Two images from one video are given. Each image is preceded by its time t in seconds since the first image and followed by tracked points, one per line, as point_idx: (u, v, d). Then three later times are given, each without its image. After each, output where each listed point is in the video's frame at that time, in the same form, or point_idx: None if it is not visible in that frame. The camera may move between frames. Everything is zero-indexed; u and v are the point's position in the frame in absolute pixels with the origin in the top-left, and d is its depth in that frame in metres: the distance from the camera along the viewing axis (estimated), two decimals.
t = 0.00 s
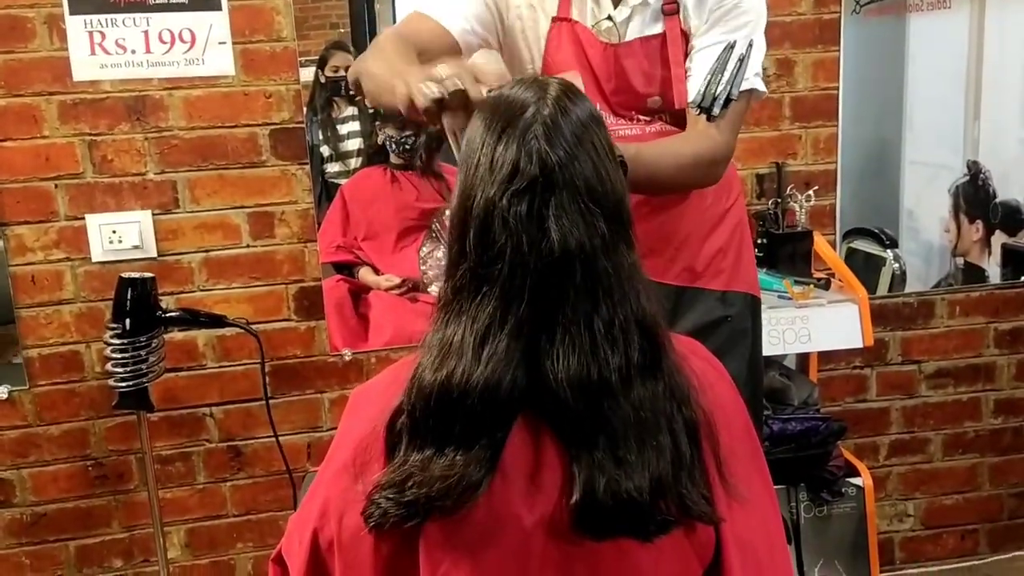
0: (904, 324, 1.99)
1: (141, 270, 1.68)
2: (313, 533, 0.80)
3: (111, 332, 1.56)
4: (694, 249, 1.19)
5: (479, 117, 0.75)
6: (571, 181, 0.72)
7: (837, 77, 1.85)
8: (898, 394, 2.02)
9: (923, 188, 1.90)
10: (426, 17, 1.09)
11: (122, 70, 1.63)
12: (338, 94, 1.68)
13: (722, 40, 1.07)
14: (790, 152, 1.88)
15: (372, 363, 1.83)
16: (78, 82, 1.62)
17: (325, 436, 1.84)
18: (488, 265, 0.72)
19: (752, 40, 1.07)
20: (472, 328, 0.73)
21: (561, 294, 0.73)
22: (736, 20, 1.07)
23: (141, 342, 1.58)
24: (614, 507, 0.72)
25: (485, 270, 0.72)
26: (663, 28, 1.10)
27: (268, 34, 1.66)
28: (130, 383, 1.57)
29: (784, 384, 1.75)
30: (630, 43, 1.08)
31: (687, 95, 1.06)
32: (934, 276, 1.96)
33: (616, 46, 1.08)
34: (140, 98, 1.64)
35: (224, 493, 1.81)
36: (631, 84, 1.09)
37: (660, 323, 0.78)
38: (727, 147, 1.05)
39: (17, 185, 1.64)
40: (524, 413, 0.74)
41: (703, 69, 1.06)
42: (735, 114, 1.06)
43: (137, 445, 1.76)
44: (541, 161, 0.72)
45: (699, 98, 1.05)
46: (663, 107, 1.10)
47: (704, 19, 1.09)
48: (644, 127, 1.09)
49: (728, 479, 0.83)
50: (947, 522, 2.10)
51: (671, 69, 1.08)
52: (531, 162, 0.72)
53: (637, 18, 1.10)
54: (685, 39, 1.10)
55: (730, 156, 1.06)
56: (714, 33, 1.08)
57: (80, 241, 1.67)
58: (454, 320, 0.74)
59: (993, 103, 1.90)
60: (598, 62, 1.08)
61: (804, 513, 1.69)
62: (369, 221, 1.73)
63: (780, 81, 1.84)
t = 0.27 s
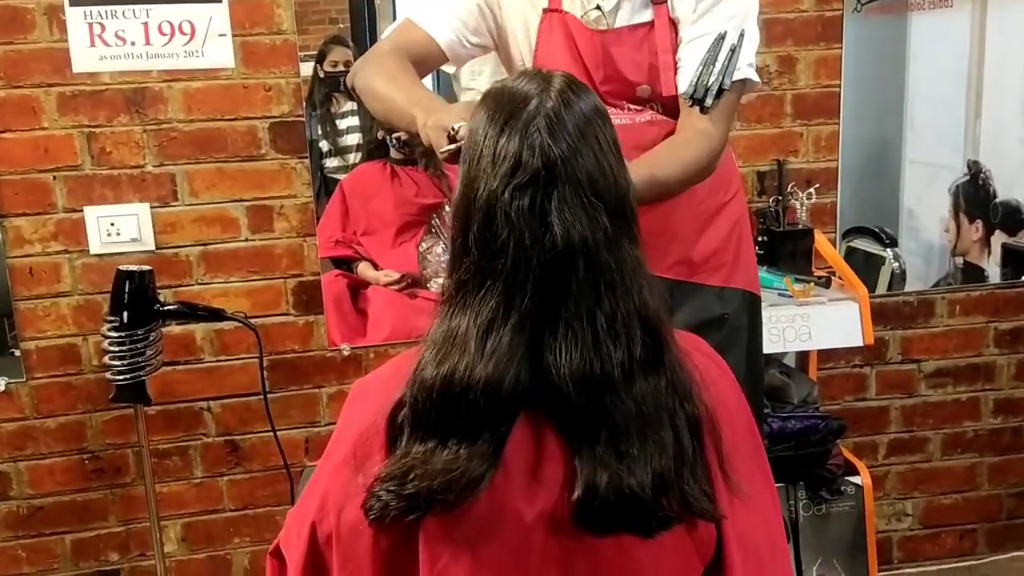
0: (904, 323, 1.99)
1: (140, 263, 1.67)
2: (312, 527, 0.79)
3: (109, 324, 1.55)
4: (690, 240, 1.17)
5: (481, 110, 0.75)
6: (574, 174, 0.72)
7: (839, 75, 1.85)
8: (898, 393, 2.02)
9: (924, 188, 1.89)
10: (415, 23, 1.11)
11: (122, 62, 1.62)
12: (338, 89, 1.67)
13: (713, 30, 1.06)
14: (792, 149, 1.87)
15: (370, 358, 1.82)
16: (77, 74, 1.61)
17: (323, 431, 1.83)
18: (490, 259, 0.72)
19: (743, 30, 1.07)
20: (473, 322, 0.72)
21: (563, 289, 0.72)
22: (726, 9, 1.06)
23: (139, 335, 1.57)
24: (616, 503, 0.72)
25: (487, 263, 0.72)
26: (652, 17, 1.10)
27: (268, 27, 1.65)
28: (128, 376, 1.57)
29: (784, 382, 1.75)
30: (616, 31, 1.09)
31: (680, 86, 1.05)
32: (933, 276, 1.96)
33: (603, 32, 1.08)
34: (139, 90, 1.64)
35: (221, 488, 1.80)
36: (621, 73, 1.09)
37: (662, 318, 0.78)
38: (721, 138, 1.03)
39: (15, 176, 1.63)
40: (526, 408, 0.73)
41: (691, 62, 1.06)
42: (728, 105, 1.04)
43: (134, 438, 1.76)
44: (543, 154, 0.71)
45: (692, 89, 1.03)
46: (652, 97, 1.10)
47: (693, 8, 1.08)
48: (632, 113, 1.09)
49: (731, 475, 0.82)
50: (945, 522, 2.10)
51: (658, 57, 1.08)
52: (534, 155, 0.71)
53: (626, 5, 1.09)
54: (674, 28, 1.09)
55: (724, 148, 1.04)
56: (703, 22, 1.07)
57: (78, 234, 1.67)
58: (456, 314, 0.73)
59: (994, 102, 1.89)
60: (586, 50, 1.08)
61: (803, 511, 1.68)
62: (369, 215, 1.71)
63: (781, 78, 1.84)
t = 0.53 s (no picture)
0: (904, 325, 1.98)
1: (138, 259, 1.66)
2: (313, 531, 0.78)
3: (107, 320, 1.54)
4: (685, 236, 1.16)
5: (478, 110, 0.73)
6: (571, 179, 0.70)
7: (841, 74, 1.84)
8: (897, 394, 2.01)
9: (924, 189, 1.89)
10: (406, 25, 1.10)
11: (121, 56, 1.61)
12: (335, 86, 1.67)
13: (719, 26, 1.05)
14: (794, 149, 1.86)
15: (369, 356, 1.81)
16: (75, 68, 1.60)
17: (321, 429, 1.82)
18: (487, 267, 0.70)
19: (749, 24, 1.06)
20: (471, 331, 0.71)
21: (562, 297, 0.70)
22: (730, 4, 1.05)
23: (136, 331, 1.56)
24: (616, 515, 0.72)
25: (484, 272, 0.70)
26: (652, 9, 1.08)
27: (268, 22, 1.64)
28: (125, 372, 1.56)
29: (785, 382, 1.74)
30: (615, 23, 1.07)
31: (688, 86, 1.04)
32: (932, 277, 1.95)
33: (600, 26, 1.07)
34: (138, 85, 1.62)
35: (218, 485, 1.79)
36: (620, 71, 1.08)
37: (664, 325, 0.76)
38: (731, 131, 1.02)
39: (13, 170, 1.62)
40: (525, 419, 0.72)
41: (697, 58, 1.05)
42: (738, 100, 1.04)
43: (131, 435, 1.74)
44: (541, 159, 0.69)
45: (702, 85, 1.03)
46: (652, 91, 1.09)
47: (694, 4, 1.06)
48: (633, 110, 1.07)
49: (734, 483, 0.82)
50: (944, 524, 2.10)
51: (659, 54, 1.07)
52: (530, 160, 0.69)
53: None
54: (675, 21, 1.07)
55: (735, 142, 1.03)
56: (708, 19, 1.05)
57: (76, 229, 1.65)
58: (453, 322, 0.72)
59: (995, 104, 1.89)
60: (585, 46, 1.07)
61: (803, 513, 1.68)
62: (366, 213, 1.71)
63: (784, 77, 1.83)
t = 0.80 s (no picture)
0: (913, 325, 1.96)
1: (139, 254, 1.64)
2: (323, 533, 0.77)
3: (109, 316, 1.52)
4: (702, 231, 1.12)
5: (503, 102, 0.69)
6: (600, 182, 0.67)
7: (851, 72, 1.82)
8: (905, 395, 2.00)
9: (928, 188, 1.87)
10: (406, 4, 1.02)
11: (124, 48, 1.58)
12: (334, 81, 1.64)
13: None
14: (803, 147, 1.85)
15: (372, 354, 1.79)
16: (78, 60, 1.58)
17: (324, 427, 1.80)
18: (511, 272, 0.69)
19: None
20: (493, 336, 0.70)
21: (587, 304, 0.69)
22: None
23: (138, 327, 1.54)
24: (635, 526, 0.72)
25: (508, 276, 0.69)
26: None
27: (273, 15, 1.62)
28: (126, 368, 1.54)
29: (794, 383, 1.73)
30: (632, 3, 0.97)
31: (727, 46, 0.95)
32: (936, 277, 1.93)
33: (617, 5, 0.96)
34: (141, 78, 1.60)
35: (219, 483, 1.77)
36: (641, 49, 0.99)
37: (689, 331, 0.75)
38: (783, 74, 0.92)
39: (14, 163, 1.60)
40: (546, 427, 0.71)
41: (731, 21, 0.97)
42: (783, 54, 0.95)
43: (131, 432, 1.73)
44: (568, 162, 0.66)
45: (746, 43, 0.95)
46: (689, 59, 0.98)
47: None
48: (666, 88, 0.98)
49: (756, 489, 0.81)
50: (950, 525, 2.08)
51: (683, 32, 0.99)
52: (558, 161, 0.66)
53: None
54: None
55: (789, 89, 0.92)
56: None
57: (77, 223, 1.63)
58: (475, 326, 0.71)
59: (1001, 103, 1.87)
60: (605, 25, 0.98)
61: (811, 515, 1.66)
62: (369, 208, 1.67)
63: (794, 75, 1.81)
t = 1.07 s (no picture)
0: (929, 320, 1.93)
1: (141, 244, 1.60)
2: (333, 539, 0.75)
3: (109, 307, 1.49)
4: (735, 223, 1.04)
5: (532, 93, 0.67)
6: (637, 178, 0.64)
7: (870, 61, 1.78)
8: (919, 391, 1.96)
9: (938, 181, 1.82)
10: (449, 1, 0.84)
11: (125, 32, 1.54)
12: (334, 70, 1.58)
13: None
14: (819, 138, 1.81)
15: (378, 347, 1.76)
16: (78, 44, 1.54)
17: (329, 422, 1.77)
18: (539, 274, 0.66)
19: None
20: (520, 342, 0.68)
21: (619, 309, 0.66)
22: None
23: (139, 318, 1.50)
24: (663, 539, 0.70)
25: (536, 280, 0.66)
26: None
27: None
28: (127, 360, 1.50)
29: (808, 379, 1.69)
30: None
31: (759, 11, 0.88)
32: (946, 270, 1.89)
33: None
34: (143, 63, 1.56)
35: (222, 478, 1.74)
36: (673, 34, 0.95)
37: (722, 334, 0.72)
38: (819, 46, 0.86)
39: (12, 149, 1.56)
40: (575, 436, 0.69)
41: None
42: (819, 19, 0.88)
43: (132, 425, 1.69)
44: (604, 155, 0.64)
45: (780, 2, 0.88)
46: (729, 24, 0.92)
47: None
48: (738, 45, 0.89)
49: (787, 497, 0.79)
50: (963, 524, 2.05)
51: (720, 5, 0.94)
52: (593, 155, 0.64)
53: None
54: None
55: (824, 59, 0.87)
56: None
57: (77, 211, 1.59)
58: (502, 332, 0.69)
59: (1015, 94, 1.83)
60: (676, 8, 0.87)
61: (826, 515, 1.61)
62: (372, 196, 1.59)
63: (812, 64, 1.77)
